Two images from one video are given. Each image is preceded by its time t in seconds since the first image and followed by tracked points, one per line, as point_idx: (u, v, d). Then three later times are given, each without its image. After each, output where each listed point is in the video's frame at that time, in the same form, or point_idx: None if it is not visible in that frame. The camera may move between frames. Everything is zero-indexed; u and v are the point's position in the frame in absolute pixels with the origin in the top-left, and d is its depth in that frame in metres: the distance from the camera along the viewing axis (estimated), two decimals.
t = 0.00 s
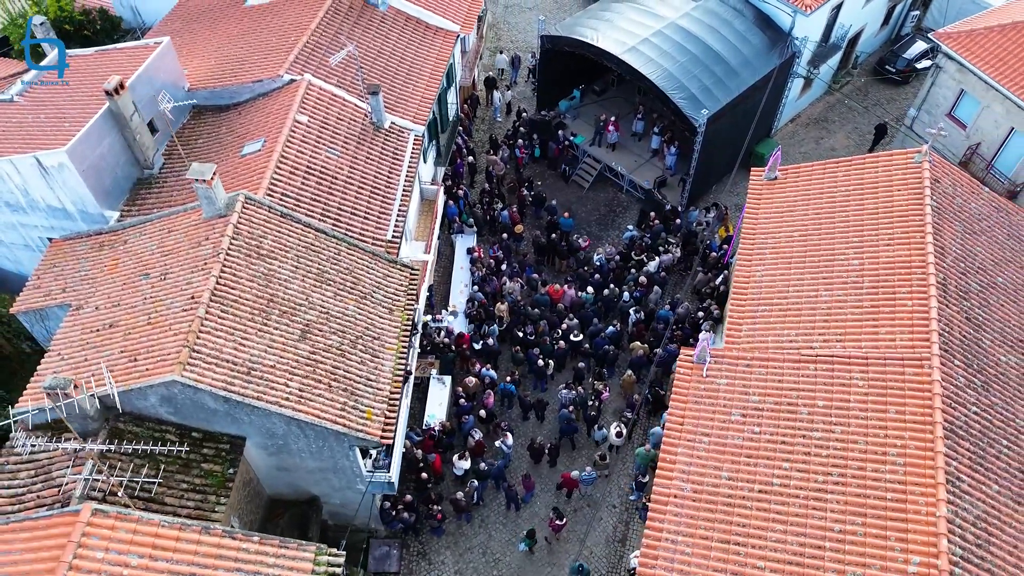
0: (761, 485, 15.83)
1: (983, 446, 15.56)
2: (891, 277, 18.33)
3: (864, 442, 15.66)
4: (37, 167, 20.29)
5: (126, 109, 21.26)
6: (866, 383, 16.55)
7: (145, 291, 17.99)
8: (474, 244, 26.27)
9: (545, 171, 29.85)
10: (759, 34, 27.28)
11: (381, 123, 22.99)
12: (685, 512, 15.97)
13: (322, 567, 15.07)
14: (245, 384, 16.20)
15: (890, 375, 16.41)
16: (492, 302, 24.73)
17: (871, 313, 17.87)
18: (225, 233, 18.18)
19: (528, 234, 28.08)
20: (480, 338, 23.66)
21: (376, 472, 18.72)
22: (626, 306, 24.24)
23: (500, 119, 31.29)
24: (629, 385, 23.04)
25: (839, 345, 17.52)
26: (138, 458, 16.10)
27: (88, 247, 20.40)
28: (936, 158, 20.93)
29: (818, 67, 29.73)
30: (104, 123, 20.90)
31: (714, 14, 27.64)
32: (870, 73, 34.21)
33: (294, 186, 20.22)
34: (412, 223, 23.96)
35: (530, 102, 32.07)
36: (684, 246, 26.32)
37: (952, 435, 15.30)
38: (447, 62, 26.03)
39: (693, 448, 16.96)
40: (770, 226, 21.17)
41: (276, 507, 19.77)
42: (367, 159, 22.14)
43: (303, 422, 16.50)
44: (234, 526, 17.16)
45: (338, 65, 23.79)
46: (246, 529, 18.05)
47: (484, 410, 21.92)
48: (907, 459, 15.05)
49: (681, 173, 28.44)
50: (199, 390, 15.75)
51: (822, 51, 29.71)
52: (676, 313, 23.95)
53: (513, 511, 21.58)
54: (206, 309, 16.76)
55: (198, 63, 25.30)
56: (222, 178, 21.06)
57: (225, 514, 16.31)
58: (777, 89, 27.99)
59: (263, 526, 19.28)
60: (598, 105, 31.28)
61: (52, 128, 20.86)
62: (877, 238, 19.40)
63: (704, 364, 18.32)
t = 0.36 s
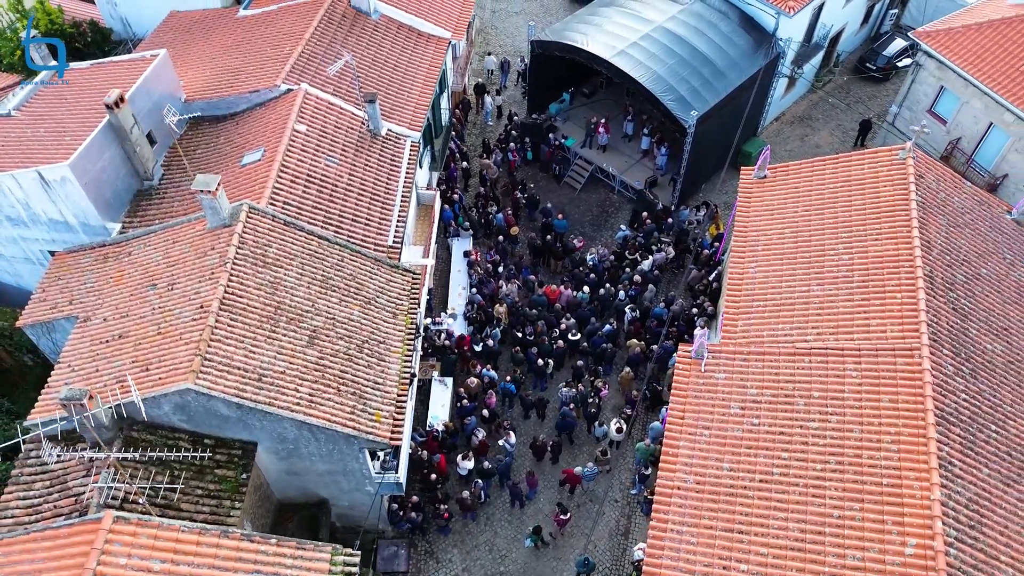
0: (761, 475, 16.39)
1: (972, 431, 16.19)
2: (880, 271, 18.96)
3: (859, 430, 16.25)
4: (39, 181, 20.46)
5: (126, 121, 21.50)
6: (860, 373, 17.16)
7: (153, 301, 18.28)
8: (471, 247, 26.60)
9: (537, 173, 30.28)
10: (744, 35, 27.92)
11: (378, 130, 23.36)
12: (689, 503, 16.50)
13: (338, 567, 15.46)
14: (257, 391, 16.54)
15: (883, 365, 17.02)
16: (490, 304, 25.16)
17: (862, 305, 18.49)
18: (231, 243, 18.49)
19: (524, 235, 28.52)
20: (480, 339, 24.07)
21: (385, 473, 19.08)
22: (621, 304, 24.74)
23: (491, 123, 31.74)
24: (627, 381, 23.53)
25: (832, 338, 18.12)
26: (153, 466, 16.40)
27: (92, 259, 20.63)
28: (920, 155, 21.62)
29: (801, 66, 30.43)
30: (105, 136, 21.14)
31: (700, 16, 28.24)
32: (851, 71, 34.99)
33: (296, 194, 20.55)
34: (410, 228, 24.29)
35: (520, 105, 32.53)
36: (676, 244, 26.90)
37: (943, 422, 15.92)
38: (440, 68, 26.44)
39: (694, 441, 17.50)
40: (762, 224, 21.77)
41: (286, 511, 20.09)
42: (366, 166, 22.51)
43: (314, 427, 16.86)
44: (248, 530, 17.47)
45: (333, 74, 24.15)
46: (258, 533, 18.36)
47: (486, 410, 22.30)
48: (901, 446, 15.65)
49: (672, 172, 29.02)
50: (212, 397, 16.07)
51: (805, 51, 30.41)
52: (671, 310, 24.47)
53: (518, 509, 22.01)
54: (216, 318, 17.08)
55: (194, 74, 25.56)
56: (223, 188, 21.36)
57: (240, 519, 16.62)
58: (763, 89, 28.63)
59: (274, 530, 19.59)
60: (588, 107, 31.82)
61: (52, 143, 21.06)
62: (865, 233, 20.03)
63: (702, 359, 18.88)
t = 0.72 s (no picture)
0: (761, 465, 16.93)
1: (962, 416, 16.83)
2: (870, 265, 19.59)
3: (854, 420, 16.84)
4: (42, 196, 20.62)
5: (126, 134, 21.74)
6: (853, 364, 17.75)
7: (162, 311, 18.56)
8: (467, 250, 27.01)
9: (530, 176, 30.73)
10: (730, 37, 28.54)
11: (375, 137, 23.72)
12: (693, 494, 17.02)
13: (354, 566, 15.84)
14: (269, 397, 16.88)
15: (875, 356, 17.62)
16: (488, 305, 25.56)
17: (854, 299, 19.09)
18: (236, 252, 18.80)
19: (519, 237, 28.96)
20: (480, 340, 24.48)
21: (394, 474, 19.41)
22: (617, 302, 25.20)
23: (483, 127, 32.16)
24: (626, 378, 24.04)
25: (826, 331, 18.71)
26: (168, 473, 16.68)
27: (96, 271, 20.84)
28: (904, 151, 22.29)
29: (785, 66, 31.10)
30: (106, 148, 21.36)
31: (686, 19, 28.84)
32: (833, 69, 35.74)
33: (297, 203, 20.88)
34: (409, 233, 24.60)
35: (511, 109, 32.97)
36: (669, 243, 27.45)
37: (934, 409, 16.55)
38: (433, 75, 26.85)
39: (695, 435, 18.03)
40: (753, 221, 22.34)
41: (295, 514, 20.38)
42: (364, 173, 22.87)
43: (325, 430, 17.21)
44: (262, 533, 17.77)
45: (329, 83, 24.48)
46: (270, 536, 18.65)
47: (488, 410, 22.71)
48: (895, 433, 16.25)
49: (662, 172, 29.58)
50: (225, 404, 16.39)
51: (789, 50, 31.08)
52: (666, 307, 25.00)
53: (522, 505, 22.46)
54: (226, 326, 17.41)
55: (189, 85, 25.80)
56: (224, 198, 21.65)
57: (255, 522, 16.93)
58: (749, 89, 29.25)
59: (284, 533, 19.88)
60: (578, 109, 32.33)
61: (54, 157, 21.25)
62: (854, 228, 20.65)
63: (700, 354, 19.42)
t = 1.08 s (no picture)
0: (761, 455, 17.51)
1: (951, 402, 17.51)
2: (859, 259, 20.25)
3: (849, 409, 17.47)
4: (44, 210, 20.81)
5: (127, 147, 22.00)
6: (846, 355, 18.40)
7: (170, 322, 18.86)
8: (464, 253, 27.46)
9: (522, 178, 31.22)
10: (715, 38, 29.18)
11: (372, 145, 24.10)
12: (695, 485, 17.57)
13: (370, 565, 16.22)
14: (280, 403, 17.23)
15: (867, 347, 18.27)
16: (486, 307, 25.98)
17: (844, 292, 19.74)
18: (242, 261, 19.13)
19: (514, 239, 29.42)
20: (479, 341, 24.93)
21: (402, 476, 19.76)
22: (613, 301, 25.70)
23: (474, 131, 32.60)
24: (624, 375, 24.58)
25: (818, 324, 19.36)
26: (183, 480, 16.99)
27: (101, 283, 21.08)
28: (887, 147, 23.00)
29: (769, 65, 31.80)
30: (106, 162, 21.60)
31: (671, 21, 29.45)
32: (814, 67, 36.53)
33: (299, 211, 21.22)
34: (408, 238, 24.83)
35: (501, 112, 33.43)
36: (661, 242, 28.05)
37: (925, 396, 17.21)
38: (426, 81, 27.26)
39: (696, 428, 18.58)
40: (744, 218, 22.95)
41: (305, 517, 20.72)
42: (363, 180, 23.25)
43: (336, 433, 17.59)
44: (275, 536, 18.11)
45: (324, 92, 24.86)
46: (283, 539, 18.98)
47: (491, 410, 23.17)
48: (888, 420, 16.90)
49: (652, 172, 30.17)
50: (238, 410, 16.73)
51: (772, 50, 31.79)
52: (661, 304, 25.56)
53: (526, 502, 22.93)
54: (235, 334, 17.75)
55: (184, 97, 26.02)
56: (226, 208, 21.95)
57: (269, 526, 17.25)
58: (735, 88, 29.90)
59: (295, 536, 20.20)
60: (567, 112, 32.87)
61: (55, 172, 21.46)
62: (842, 223, 21.31)
63: (698, 349, 20.01)
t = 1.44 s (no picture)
0: (761, 446, 18.07)
1: (941, 390, 18.16)
2: (848, 253, 20.88)
3: (844, 398, 18.08)
4: (47, 223, 20.96)
5: (127, 159, 22.23)
6: (839, 347, 19.01)
7: (178, 330, 19.13)
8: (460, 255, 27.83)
9: (515, 180, 31.66)
10: (701, 40, 29.78)
11: (369, 151, 24.45)
12: (697, 476, 18.11)
13: (384, 564, 16.60)
14: (291, 407, 17.57)
15: (859, 338, 18.90)
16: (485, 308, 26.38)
17: (835, 286, 20.35)
18: (248, 269, 19.43)
19: (509, 240, 29.85)
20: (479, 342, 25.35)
21: (410, 476, 20.26)
22: (608, 299, 26.19)
23: (465, 134, 32.99)
24: (621, 371, 25.06)
25: (812, 317, 19.96)
26: (197, 486, 17.25)
27: (105, 294, 21.29)
28: (872, 144, 23.67)
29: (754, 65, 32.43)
30: (107, 174, 21.80)
31: (658, 24, 30.01)
32: (797, 65, 37.24)
33: (301, 218, 21.54)
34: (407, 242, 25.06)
35: (492, 115, 33.84)
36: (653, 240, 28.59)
37: (916, 384, 17.84)
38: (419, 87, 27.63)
39: (696, 422, 19.11)
40: (736, 216, 23.53)
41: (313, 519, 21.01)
42: (361, 186, 23.60)
43: (346, 436, 17.96)
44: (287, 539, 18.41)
45: (320, 100, 25.19)
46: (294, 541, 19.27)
47: (493, 409, 23.60)
48: (882, 408, 17.51)
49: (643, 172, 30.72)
50: (250, 416, 17.05)
51: (756, 49, 32.44)
52: (655, 302, 26.08)
53: (530, 499, 23.37)
54: (244, 341, 18.06)
55: (180, 107, 26.21)
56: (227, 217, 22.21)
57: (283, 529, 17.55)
58: (721, 88, 30.51)
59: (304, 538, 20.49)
60: (557, 114, 33.35)
61: (56, 185, 21.64)
62: (832, 219, 21.93)
63: (695, 345, 20.55)
